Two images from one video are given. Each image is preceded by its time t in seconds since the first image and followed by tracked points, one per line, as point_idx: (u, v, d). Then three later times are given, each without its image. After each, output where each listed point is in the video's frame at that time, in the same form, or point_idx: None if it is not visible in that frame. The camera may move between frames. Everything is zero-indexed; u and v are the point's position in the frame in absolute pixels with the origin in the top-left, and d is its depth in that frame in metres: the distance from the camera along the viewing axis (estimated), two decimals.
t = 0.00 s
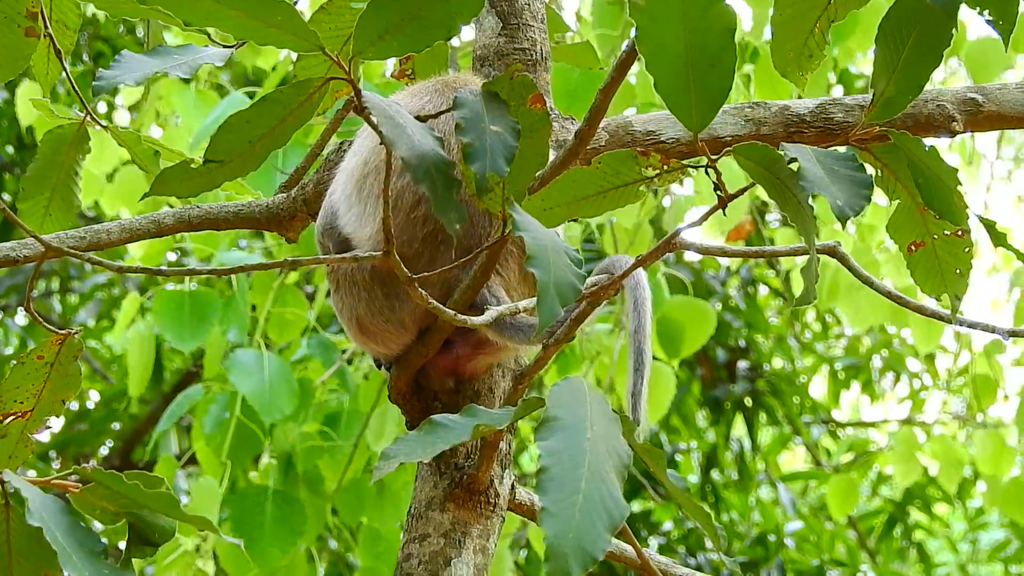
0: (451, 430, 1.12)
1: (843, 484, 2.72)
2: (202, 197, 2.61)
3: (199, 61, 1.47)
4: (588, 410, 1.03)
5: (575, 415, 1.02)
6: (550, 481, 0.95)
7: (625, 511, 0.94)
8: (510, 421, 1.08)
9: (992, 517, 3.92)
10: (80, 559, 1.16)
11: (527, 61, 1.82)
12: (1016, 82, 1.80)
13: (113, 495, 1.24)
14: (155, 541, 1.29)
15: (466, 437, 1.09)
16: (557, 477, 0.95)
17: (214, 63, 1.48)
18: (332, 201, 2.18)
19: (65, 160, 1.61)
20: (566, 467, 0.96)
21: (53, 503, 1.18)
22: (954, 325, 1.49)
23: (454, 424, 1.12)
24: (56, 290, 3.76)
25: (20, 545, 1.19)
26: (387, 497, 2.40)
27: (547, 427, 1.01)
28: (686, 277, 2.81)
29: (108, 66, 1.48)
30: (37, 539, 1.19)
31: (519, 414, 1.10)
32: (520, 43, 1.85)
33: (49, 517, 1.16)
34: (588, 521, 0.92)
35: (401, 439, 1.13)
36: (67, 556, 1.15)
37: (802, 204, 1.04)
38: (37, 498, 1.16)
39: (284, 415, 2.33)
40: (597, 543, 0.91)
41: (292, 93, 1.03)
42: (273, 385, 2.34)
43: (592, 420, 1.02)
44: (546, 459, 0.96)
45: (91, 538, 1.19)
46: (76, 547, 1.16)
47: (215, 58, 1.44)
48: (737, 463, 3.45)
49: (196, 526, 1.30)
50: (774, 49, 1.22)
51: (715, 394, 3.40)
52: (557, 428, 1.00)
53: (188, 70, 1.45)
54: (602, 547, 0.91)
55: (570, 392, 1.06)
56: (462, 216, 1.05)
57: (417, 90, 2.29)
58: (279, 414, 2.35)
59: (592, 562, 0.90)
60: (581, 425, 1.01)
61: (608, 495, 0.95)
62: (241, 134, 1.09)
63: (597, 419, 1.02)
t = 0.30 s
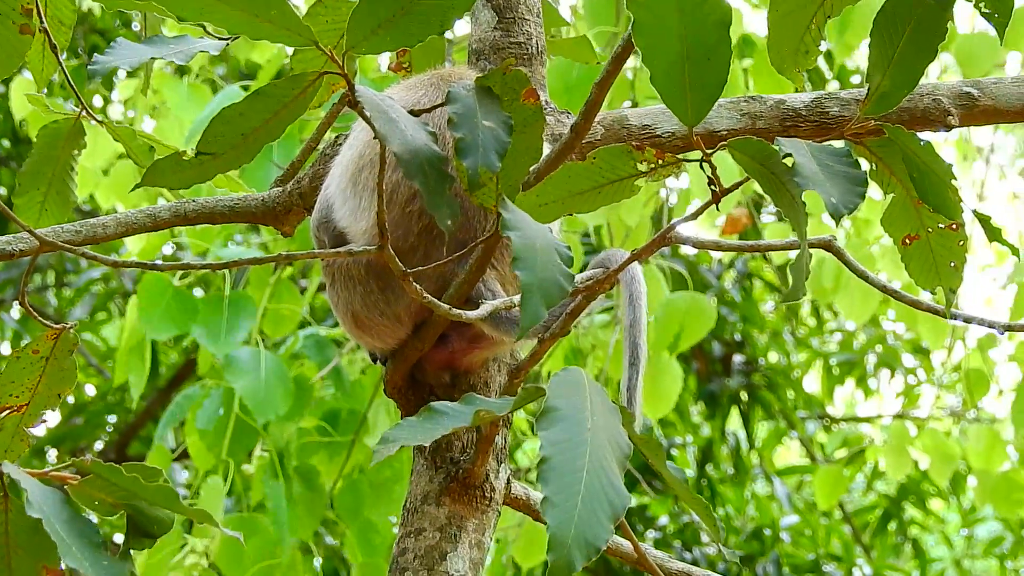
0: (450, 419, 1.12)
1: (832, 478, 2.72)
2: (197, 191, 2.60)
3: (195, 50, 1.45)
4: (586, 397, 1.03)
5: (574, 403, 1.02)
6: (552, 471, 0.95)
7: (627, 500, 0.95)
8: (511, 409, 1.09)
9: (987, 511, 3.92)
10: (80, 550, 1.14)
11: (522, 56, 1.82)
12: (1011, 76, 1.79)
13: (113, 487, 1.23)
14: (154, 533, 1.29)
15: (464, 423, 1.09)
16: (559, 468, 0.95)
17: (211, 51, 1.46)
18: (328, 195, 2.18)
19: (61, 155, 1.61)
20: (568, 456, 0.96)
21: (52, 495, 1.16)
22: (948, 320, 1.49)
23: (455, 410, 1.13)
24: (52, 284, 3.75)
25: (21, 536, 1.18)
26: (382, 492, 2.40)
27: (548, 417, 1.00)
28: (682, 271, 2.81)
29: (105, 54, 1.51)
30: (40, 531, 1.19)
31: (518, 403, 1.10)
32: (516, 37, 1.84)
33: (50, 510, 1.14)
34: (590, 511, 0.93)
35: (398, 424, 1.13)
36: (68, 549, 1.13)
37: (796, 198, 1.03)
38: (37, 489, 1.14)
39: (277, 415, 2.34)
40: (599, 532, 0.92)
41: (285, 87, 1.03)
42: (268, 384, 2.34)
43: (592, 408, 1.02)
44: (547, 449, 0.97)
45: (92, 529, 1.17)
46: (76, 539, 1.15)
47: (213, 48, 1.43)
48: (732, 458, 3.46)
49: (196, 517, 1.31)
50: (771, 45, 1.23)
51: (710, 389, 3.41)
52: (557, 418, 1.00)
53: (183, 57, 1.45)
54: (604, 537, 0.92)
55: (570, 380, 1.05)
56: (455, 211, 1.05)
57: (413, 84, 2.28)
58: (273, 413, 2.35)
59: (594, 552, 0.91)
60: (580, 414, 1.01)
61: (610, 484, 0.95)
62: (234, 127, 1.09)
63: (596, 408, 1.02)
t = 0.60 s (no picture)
0: (450, 421, 1.12)
1: (829, 477, 2.72)
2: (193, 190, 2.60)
3: (192, 49, 1.46)
4: (586, 396, 1.03)
5: (574, 403, 1.02)
6: (553, 471, 0.95)
7: (628, 499, 0.95)
8: (508, 412, 1.09)
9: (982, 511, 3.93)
10: (79, 553, 1.13)
11: (519, 54, 1.82)
12: (1007, 75, 1.80)
13: (110, 488, 1.23)
14: (151, 533, 1.28)
15: (462, 428, 1.09)
16: (561, 467, 0.95)
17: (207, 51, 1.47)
18: (324, 193, 2.17)
19: (58, 153, 1.60)
20: (569, 455, 0.96)
21: (48, 498, 1.14)
22: (946, 319, 1.49)
23: (454, 415, 1.12)
24: (48, 284, 3.75)
25: (17, 538, 1.16)
26: (379, 491, 2.40)
27: (547, 417, 1.01)
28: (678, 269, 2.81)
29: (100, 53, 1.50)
30: (37, 534, 1.17)
31: (517, 404, 1.10)
32: (512, 35, 1.84)
33: (49, 512, 1.13)
34: (592, 511, 0.93)
35: (396, 430, 1.13)
36: (66, 552, 1.11)
37: (794, 195, 1.03)
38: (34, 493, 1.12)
39: (271, 409, 2.32)
40: (602, 532, 0.92)
41: (283, 85, 1.03)
42: (262, 380, 2.33)
43: (591, 407, 1.02)
44: (548, 449, 0.97)
45: (89, 530, 1.16)
46: (75, 541, 1.14)
47: (209, 48, 1.43)
48: (729, 456, 3.46)
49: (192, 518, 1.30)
50: (766, 42, 1.22)
51: (706, 386, 3.40)
52: (557, 418, 1.00)
53: (180, 57, 1.46)
54: (606, 536, 0.92)
55: (569, 379, 1.05)
56: (453, 208, 1.04)
57: (409, 83, 2.28)
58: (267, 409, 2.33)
59: (598, 551, 0.91)
60: (580, 414, 1.01)
61: (611, 483, 0.95)
62: (232, 125, 1.09)
63: (595, 407, 1.02)
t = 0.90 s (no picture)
0: (453, 420, 1.12)
1: (829, 478, 2.72)
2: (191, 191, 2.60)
3: (192, 53, 1.45)
4: (590, 395, 1.03)
5: (579, 400, 1.02)
6: (565, 464, 0.95)
7: (638, 494, 0.96)
8: (512, 409, 1.10)
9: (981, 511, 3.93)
10: (81, 543, 1.09)
11: (517, 55, 1.82)
12: (1006, 75, 1.80)
13: (108, 484, 1.20)
14: (150, 530, 1.30)
15: (466, 423, 1.10)
16: (572, 461, 0.95)
17: (206, 55, 1.45)
18: (323, 195, 2.18)
19: (58, 153, 1.60)
20: (579, 449, 0.96)
21: (48, 490, 1.10)
22: (946, 319, 1.49)
23: (458, 411, 1.13)
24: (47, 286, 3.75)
25: (16, 534, 1.09)
26: (378, 492, 2.40)
27: (554, 413, 1.01)
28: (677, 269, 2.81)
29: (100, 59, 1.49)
30: (37, 529, 1.10)
31: (519, 402, 1.11)
32: (511, 36, 1.84)
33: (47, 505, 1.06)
34: (604, 505, 0.93)
35: (400, 424, 1.13)
36: (68, 541, 1.08)
37: (793, 198, 1.04)
38: (33, 483, 1.07)
39: (266, 407, 2.32)
40: (614, 525, 0.92)
41: (281, 87, 1.03)
42: (257, 377, 2.34)
43: (596, 404, 1.03)
44: (559, 443, 0.96)
45: (89, 522, 1.11)
46: (76, 532, 1.09)
47: (208, 51, 1.42)
48: (727, 457, 3.46)
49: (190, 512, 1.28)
50: (766, 45, 1.22)
51: (704, 387, 3.41)
52: (563, 414, 1.00)
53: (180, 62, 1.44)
54: (620, 529, 0.92)
55: (572, 378, 1.06)
56: (454, 210, 1.05)
57: (408, 84, 2.28)
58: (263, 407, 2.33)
59: (613, 544, 0.91)
60: (586, 410, 1.01)
61: (621, 478, 0.96)
62: (230, 127, 1.09)
63: (600, 405, 1.03)
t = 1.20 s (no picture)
0: (448, 429, 1.12)
1: (828, 487, 2.72)
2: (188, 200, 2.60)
3: (189, 60, 1.45)
4: (585, 402, 1.03)
5: (574, 406, 1.02)
6: (559, 471, 0.95)
7: (632, 501, 0.96)
8: (507, 417, 1.10)
9: (980, 519, 3.92)
10: (83, 547, 1.08)
11: (515, 64, 1.83)
12: (1003, 84, 1.80)
13: (109, 490, 1.21)
14: (151, 536, 1.28)
15: (461, 432, 1.09)
16: (566, 468, 0.95)
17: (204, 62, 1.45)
18: (320, 203, 2.18)
19: (53, 156, 1.60)
20: (574, 456, 0.96)
21: (49, 496, 1.08)
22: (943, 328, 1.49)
23: (452, 420, 1.13)
24: (45, 293, 3.75)
25: (14, 540, 1.09)
26: (375, 500, 2.39)
27: (549, 420, 1.01)
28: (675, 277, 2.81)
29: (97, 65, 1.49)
30: (36, 534, 1.09)
31: (514, 411, 1.11)
32: (508, 45, 1.85)
33: (49, 510, 1.06)
34: (599, 511, 0.93)
35: (395, 433, 1.13)
36: (70, 546, 1.06)
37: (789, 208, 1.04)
38: (35, 489, 1.05)
39: (260, 417, 2.31)
40: (609, 531, 0.92)
41: (278, 97, 1.03)
42: (251, 389, 2.32)
43: (591, 411, 1.03)
44: (554, 449, 0.97)
45: (89, 526, 1.11)
46: (77, 536, 1.08)
47: (206, 59, 1.42)
48: (724, 465, 3.46)
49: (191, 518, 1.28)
50: (766, 59, 1.23)
51: (701, 395, 3.41)
52: (558, 420, 1.00)
53: (176, 68, 1.45)
54: (615, 536, 0.92)
55: (567, 385, 1.06)
56: (451, 219, 1.05)
57: (405, 92, 2.29)
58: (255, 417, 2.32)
59: (607, 550, 0.91)
60: (581, 417, 1.01)
61: (615, 485, 0.96)
62: (228, 137, 1.09)
63: (594, 412, 1.03)
